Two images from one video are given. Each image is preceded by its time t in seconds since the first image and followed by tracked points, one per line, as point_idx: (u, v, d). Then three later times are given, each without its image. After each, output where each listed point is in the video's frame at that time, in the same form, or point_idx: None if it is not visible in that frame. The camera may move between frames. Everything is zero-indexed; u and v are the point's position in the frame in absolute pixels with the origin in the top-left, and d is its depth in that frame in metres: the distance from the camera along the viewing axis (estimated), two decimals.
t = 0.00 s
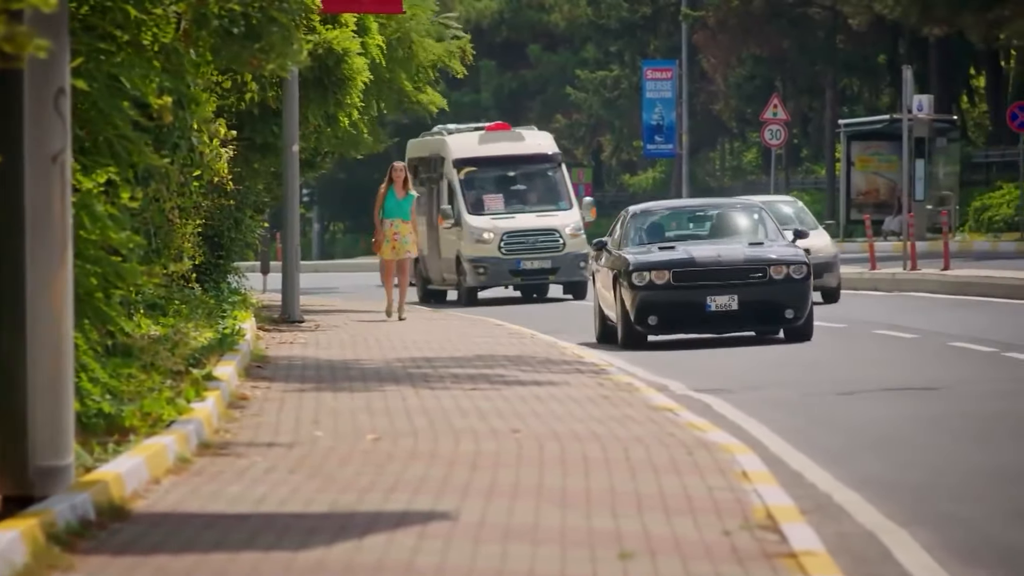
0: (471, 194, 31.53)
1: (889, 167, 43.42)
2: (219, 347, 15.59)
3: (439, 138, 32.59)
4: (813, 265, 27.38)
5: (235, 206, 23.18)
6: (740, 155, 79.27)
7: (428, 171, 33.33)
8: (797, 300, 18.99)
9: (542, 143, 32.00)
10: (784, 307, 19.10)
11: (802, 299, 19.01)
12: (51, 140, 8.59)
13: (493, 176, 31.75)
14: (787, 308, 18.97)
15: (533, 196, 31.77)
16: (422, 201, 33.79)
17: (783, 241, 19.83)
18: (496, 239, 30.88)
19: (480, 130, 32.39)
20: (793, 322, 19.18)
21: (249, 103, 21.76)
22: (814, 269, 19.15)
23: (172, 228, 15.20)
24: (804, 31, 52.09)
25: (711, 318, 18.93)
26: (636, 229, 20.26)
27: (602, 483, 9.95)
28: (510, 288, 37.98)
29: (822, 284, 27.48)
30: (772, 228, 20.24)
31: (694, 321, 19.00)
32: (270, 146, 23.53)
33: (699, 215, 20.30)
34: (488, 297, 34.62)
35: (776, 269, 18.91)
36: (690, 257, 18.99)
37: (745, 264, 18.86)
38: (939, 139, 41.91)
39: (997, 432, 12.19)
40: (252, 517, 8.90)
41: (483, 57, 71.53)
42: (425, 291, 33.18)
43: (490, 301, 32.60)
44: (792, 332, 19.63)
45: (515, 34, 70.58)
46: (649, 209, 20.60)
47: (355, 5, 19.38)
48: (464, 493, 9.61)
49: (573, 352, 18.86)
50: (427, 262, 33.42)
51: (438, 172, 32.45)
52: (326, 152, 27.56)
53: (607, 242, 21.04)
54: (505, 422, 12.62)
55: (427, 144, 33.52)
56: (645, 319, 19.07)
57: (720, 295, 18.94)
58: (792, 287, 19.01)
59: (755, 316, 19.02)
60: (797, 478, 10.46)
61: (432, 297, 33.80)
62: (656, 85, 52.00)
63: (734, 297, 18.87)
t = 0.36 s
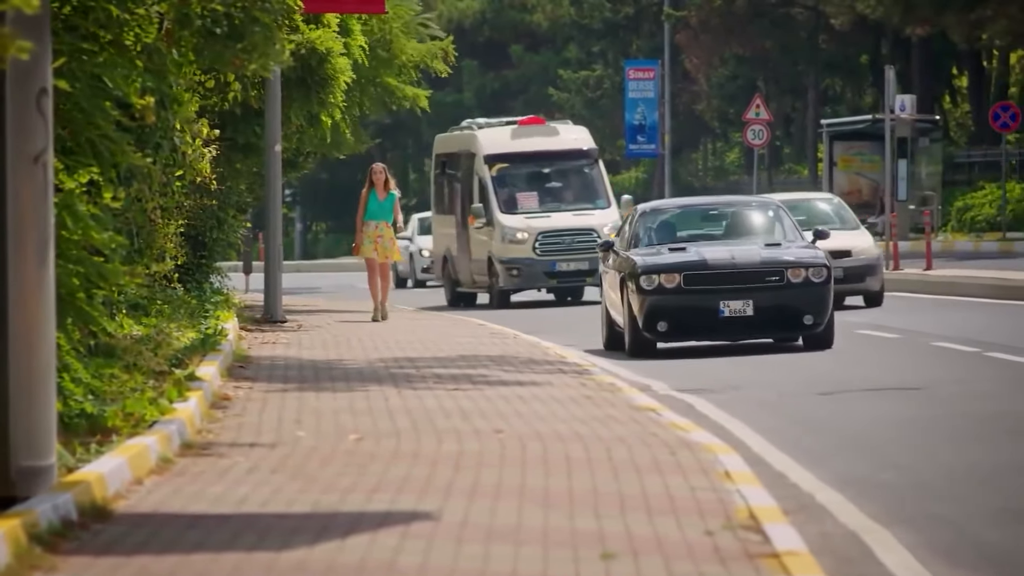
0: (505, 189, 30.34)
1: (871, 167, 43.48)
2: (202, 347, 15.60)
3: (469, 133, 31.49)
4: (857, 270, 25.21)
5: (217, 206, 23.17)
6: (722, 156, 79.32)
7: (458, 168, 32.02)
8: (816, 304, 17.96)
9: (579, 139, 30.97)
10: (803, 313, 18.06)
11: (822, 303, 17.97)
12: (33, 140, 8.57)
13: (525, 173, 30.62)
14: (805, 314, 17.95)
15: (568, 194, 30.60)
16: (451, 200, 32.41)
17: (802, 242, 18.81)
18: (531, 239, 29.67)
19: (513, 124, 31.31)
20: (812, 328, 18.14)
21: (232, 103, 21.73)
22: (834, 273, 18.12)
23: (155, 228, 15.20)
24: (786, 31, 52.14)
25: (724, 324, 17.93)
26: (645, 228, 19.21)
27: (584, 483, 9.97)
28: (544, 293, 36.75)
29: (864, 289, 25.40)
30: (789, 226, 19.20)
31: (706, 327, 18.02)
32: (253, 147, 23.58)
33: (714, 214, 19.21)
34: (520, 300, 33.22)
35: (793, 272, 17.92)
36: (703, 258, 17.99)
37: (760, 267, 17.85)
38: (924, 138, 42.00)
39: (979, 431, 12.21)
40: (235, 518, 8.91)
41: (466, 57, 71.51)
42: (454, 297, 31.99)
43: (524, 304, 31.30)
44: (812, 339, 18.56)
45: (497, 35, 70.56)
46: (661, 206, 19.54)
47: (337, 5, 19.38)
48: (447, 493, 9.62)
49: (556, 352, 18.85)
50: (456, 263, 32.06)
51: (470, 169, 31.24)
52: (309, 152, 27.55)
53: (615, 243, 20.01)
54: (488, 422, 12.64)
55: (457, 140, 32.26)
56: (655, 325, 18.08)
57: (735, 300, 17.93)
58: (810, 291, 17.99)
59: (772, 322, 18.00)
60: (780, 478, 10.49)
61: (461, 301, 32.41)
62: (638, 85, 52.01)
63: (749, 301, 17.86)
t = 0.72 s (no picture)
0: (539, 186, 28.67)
1: (854, 167, 43.48)
2: (185, 347, 15.57)
3: (502, 125, 29.84)
4: (903, 271, 23.35)
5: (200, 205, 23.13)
6: (706, 155, 79.29)
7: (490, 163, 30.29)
8: (838, 310, 16.91)
9: (616, 132, 29.37)
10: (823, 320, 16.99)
11: (844, 309, 16.92)
12: (16, 139, 8.56)
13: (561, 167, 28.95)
14: (826, 320, 16.89)
15: (607, 189, 28.90)
16: (483, 196, 30.66)
17: (822, 243, 17.73)
18: (566, 236, 27.85)
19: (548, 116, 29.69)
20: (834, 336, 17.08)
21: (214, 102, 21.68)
22: (856, 275, 17.07)
23: (137, 227, 15.16)
24: (769, 30, 52.15)
25: (739, 330, 16.89)
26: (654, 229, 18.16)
27: (567, 483, 9.96)
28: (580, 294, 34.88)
29: (910, 292, 23.52)
30: (808, 225, 18.13)
31: (721, 335, 16.99)
32: (236, 146, 23.51)
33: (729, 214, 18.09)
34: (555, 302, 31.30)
35: (813, 276, 16.88)
36: (717, 261, 16.94)
37: (777, 269, 16.81)
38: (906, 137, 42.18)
39: (961, 431, 12.21)
40: (217, 517, 8.90)
41: (449, 56, 71.47)
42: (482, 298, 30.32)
43: (558, 307, 29.45)
44: (834, 349, 17.47)
45: (480, 34, 70.50)
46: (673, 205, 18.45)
47: (321, 4, 19.34)
48: (429, 493, 9.62)
49: (539, 352, 18.78)
50: (487, 262, 30.24)
51: (503, 164, 29.53)
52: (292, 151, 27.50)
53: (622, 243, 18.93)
54: (470, 422, 12.63)
55: (490, 133, 30.54)
56: (666, 332, 17.01)
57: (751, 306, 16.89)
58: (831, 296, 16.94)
59: (790, 329, 16.96)
60: (764, 478, 10.49)
61: (492, 303, 30.46)
62: (622, 84, 52.01)
63: (766, 307, 16.86)
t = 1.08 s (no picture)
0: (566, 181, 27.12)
1: (832, 167, 43.55)
2: (162, 346, 15.57)
3: (529, 118, 28.28)
4: (945, 271, 21.98)
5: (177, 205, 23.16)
6: (685, 154, 79.27)
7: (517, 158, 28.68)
8: (857, 319, 15.70)
9: (648, 125, 27.83)
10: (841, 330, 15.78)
11: (863, 318, 15.71)
12: None
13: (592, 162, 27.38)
14: (844, 331, 15.69)
15: (640, 184, 27.27)
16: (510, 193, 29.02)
17: (840, 247, 16.53)
18: (597, 235, 26.27)
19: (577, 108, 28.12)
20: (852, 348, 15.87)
21: (192, 101, 21.64)
22: (877, 281, 15.85)
23: (114, 227, 15.14)
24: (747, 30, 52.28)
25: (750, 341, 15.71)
26: (658, 231, 16.96)
27: (545, 483, 9.98)
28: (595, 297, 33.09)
29: (953, 294, 22.14)
30: (824, 225, 16.90)
31: (730, 345, 15.80)
32: (214, 146, 23.36)
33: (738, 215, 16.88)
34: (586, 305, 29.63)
35: (829, 283, 15.67)
36: (727, 266, 15.72)
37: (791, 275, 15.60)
38: (883, 137, 42.34)
39: (937, 431, 12.27)
40: (195, 517, 8.90)
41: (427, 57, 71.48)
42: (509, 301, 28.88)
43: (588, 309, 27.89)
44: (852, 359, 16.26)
45: (458, 34, 70.44)
46: (680, 204, 17.20)
47: (299, 5, 19.32)
48: (408, 493, 9.62)
49: (517, 352, 18.80)
50: (514, 262, 28.61)
51: (528, 159, 28.06)
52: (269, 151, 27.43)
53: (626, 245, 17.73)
54: (448, 422, 12.65)
55: (516, 126, 28.92)
56: (671, 343, 15.83)
57: (763, 315, 15.69)
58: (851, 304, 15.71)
59: (806, 340, 15.78)
60: (742, 478, 10.52)
61: (520, 304, 29.00)
62: (600, 84, 52.04)
63: (779, 316, 15.67)
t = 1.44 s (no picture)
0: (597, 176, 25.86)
1: (811, 167, 43.60)
2: (141, 347, 15.54)
3: (557, 110, 27.07)
4: (990, 274, 20.76)
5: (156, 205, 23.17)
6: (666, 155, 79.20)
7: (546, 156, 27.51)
8: (877, 321, 14.86)
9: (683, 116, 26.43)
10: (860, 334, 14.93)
11: (883, 320, 14.88)
12: None
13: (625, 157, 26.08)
14: (863, 335, 14.85)
15: (674, 179, 25.82)
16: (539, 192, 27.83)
17: (859, 247, 15.70)
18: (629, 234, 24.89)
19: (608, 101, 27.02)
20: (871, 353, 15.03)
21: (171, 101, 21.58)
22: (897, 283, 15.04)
23: (94, 227, 15.12)
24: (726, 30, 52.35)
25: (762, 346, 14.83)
26: (665, 232, 16.06)
27: (525, 483, 9.99)
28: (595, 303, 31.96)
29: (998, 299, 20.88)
30: (841, 224, 16.06)
31: (741, 351, 14.92)
32: (192, 145, 23.58)
33: (751, 214, 15.99)
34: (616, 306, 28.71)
35: (848, 283, 14.83)
36: (738, 266, 14.88)
37: (806, 274, 14.77)
38: (861, 137, 42.48)
39: (915, 432, 12.29)
40: (173, 518, 8.90)
41: (406, 56, 71.45)
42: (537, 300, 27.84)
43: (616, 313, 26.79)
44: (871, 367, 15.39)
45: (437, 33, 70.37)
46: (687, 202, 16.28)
47: (279, 5, 19.28)
48: (387, 493, 9.63)
49: (496, 352, 18.82)
50: (542, 262, 27.59)
51: (558, 153, 26.87)
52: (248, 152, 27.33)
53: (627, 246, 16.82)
54: (427, 422, 12.65)
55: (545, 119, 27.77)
56: (678, 348, 14.94)
57: (777, 318, 14.82)
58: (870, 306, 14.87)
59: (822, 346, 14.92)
60: (721, 478, 10.55)
61: (548, 306, 28.02)
62: (579, 84, 52.05)
63: (793, 319, 14.81)
